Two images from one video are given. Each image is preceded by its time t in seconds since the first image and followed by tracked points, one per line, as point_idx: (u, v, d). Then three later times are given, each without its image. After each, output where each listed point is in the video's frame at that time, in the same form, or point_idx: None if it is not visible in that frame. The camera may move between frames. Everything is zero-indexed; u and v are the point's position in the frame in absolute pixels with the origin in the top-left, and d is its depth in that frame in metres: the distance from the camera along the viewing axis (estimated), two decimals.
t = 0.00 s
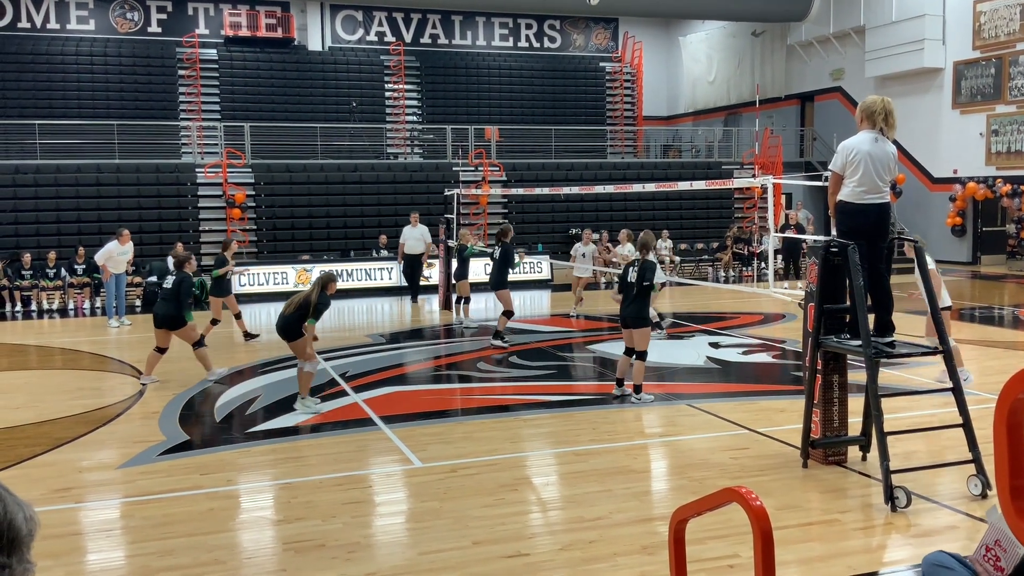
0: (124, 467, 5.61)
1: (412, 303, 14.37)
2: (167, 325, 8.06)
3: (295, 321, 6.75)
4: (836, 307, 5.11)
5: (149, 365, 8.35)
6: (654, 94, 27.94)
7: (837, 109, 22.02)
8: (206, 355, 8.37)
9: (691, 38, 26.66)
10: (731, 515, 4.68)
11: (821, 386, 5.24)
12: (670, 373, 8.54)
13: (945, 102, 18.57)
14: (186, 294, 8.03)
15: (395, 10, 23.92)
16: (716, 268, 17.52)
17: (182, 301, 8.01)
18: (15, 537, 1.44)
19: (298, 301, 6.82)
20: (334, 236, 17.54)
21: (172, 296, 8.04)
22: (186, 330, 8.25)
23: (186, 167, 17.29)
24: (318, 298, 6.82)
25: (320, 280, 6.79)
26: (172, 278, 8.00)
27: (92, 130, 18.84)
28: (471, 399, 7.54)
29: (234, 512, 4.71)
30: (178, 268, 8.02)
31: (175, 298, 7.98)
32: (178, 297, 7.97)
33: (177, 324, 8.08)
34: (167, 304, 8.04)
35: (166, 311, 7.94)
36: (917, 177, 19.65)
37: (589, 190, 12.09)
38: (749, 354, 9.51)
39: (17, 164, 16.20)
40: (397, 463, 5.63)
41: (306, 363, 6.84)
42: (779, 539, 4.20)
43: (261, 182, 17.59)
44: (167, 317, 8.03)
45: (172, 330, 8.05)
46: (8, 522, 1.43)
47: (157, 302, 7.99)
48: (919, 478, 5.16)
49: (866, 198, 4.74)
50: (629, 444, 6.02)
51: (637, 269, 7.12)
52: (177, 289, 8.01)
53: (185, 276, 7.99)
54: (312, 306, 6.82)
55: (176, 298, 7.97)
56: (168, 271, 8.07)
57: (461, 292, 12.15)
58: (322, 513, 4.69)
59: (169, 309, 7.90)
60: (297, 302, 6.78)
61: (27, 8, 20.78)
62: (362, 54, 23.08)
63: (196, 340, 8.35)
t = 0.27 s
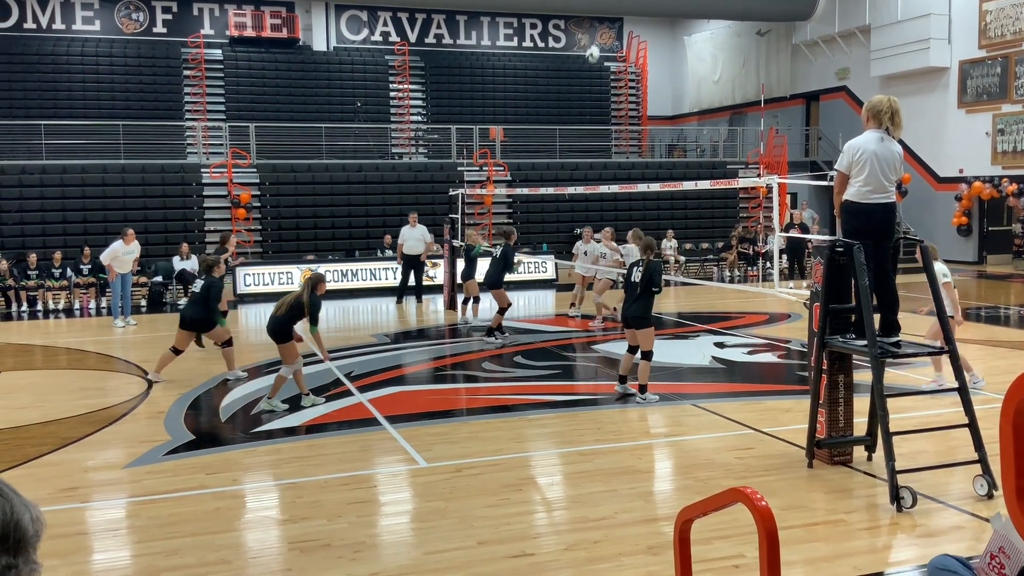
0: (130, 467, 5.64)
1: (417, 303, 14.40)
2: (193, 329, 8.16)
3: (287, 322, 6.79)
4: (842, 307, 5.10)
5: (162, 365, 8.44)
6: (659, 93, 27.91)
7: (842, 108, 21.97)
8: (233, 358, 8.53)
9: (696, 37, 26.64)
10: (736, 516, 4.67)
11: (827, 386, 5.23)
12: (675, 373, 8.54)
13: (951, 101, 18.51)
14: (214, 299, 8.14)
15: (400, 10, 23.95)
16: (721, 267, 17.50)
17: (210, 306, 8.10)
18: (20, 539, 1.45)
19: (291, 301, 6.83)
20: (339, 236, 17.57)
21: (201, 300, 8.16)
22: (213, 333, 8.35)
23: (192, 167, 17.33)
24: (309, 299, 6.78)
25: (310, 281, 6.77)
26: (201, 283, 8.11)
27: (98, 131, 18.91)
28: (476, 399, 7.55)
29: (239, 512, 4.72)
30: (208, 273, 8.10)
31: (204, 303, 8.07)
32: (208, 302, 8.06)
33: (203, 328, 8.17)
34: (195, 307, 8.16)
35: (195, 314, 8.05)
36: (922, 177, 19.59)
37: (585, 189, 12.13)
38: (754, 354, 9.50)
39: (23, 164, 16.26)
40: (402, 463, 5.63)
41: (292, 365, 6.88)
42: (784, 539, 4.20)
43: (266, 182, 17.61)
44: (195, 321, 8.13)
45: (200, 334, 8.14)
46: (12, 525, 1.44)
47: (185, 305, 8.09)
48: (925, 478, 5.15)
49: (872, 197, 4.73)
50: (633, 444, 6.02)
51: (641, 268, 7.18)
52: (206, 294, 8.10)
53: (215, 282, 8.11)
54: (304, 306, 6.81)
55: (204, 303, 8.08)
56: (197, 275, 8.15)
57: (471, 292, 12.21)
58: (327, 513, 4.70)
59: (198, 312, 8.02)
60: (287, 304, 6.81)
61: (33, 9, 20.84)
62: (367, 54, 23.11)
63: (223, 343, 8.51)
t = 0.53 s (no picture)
0: (139, 465, 5.67)
1: (424, 301, 14.42)
2: (214, 322, 8.33)
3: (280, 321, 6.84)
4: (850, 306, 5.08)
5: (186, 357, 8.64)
6: (667, 92, 27.83)
7: (850, 106, 21.89)
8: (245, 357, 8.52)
9: (704, 35, 26.58)
10: (744, 515, 4.67)
11: (835, 385, 5.22)
12: (682, 372, 8.54)
13: (960, 99, 18.41)
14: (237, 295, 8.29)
15: (408, 9, 23.98)
16: (729, 266, 17.48)
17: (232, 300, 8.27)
18: (26, 542, 1.45)
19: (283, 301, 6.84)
20: (346, 236, 17.62)
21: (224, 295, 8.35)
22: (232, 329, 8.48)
23: (200, 166, 17.38)
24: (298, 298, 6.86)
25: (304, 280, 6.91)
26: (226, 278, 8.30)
27: (106, 130, 18.99)
28: (483, 397, 7.56)
29: (247, 511, 4.74)
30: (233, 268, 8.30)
31: (226, 296, 8.25)
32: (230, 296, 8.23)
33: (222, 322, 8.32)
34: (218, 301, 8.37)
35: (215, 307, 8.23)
36: (931, 175, 19.50)
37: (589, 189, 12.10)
38: (761, 353, 9.48)
39: (32, 163, 16.34)
40: (409, 462, 5.65)
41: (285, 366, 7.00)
42: (792, 539, 4.19)
43: (274, 181, 17.67)
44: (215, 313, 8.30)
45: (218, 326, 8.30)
46: (20, 526, 1.44)
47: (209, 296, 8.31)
48: (934, 478, 5.14)
49: (881, 196, 4.72)
50: (641, 443, 6.02)
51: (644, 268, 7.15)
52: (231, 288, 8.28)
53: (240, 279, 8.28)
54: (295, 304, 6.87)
55: (226, 297, 8.26)
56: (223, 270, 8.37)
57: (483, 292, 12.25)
58: (335, 511, 4.72)
59: (218, 305, 8.21)
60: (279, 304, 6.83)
61: (42, 9, 20.94)
62: (374, 53, 23.14)
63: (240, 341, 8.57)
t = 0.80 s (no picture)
0: (150, 463, 5.71)
1: (434, 300, 14.45)
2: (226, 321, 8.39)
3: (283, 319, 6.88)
4: (861, 304, 5.06)
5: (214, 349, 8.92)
6: (677, 90, 27.76)
7: (861, 105, 21.77)
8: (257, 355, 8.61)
9: (714, 34, 26.50)
10: (753, 514, 4.66)
11: (846, 384, 5.20)
12: (692, 371, 8.53)
13: (972, 97, 18.28)
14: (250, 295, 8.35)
15: (418, 8, 24.02)
16: (739, 265, 17.43)
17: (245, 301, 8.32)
18: (42, 541, 1.47)
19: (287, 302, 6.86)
20: (356, 234, 17.67)
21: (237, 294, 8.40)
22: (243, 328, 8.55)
23: (211, 165, 17.56)
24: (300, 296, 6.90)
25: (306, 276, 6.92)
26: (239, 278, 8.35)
27: (118, 129, 19.11)
28: (493, 396, 7.58)
29: (258, 509, 4.78)
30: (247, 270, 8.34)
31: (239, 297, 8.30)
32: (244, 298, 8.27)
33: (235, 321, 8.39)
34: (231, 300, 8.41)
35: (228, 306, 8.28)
36: (943, 174, 19.36)
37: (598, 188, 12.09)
38: (772, 352, 9.46)
39: (45, 162, 16.49)
40: (419, 460, 5.67)
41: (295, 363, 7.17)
42: (802, 538, 4.18)
43: (284, 180, 17.74)
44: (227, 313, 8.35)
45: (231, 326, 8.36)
46: (36, 524, 1.45)
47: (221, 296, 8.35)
48: (945, 477, 5.11)
49: (892, 194, 4.69)
50: (650, 442, 6.01)
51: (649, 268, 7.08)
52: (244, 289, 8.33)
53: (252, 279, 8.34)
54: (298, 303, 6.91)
55: (239, 297, 8.32)
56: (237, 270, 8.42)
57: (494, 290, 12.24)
58: (345, 509, 4.74)
59: (231, 304, 8.26)
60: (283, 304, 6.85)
61: (54, 8, 21.07)
62: (384, 52, 23.19)
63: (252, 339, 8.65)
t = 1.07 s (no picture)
0: (164, 461, 5.77)
1: (447, 298, 14.50)
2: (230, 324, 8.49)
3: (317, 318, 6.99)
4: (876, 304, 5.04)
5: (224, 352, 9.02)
6: (689, 89, 27.67)
7: (875, 103, 21.64)
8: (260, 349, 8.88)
9: (727, 32, 26.40)
10: (765, 514, 4.65)
11: (859, 384, 5.18)
12: (705, 371, 8.51)
13: (987, 95, 18.13)
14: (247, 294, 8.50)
15: (430, 8, 24.08)
16: (752, 264, 17.38)
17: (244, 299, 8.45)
18: (59, 536, 1.39)
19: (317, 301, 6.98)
20: (369, 233, 17.75)
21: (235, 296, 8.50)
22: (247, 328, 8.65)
23: (224, 165, 17.70)
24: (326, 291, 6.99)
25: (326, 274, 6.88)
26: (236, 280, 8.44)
27: (132, 129, 19.26)
28: (505, 395, 7.60)
29: (271, 507, 4.81)
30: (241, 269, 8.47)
31: (238, 296, 8.42)
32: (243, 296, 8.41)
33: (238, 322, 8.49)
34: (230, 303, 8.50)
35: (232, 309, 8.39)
36: (957, 173, 19.21)
37: (609, 189, 12.08)
38: (785, 351, 9.43)
39: (59, 162, 16.66)
40: (431, 459, 5.70)
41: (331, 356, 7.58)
42: (815, 539, 4.17)
43: (297, 179, 17.83)
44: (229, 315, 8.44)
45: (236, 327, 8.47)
46: (53, 519, 1.38)
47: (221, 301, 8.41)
48: (960, 477, 5.08)
49: (906, 193, 4.67)
50: (663, 441, 6.01)
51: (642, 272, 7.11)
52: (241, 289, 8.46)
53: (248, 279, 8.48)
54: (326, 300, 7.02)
55: (238, 297, 8.43)
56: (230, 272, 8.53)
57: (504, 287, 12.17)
58: (357, 508, 4.78)
59: (234, 308, 8.37)
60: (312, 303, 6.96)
61: (68, 9, 21.23)
62: (396, 52, 23.25)
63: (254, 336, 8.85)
